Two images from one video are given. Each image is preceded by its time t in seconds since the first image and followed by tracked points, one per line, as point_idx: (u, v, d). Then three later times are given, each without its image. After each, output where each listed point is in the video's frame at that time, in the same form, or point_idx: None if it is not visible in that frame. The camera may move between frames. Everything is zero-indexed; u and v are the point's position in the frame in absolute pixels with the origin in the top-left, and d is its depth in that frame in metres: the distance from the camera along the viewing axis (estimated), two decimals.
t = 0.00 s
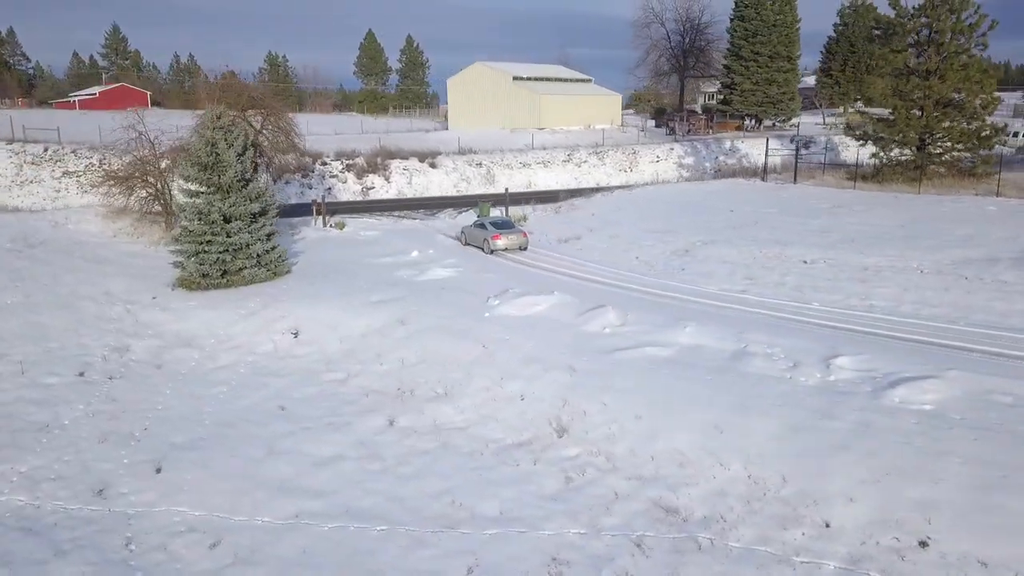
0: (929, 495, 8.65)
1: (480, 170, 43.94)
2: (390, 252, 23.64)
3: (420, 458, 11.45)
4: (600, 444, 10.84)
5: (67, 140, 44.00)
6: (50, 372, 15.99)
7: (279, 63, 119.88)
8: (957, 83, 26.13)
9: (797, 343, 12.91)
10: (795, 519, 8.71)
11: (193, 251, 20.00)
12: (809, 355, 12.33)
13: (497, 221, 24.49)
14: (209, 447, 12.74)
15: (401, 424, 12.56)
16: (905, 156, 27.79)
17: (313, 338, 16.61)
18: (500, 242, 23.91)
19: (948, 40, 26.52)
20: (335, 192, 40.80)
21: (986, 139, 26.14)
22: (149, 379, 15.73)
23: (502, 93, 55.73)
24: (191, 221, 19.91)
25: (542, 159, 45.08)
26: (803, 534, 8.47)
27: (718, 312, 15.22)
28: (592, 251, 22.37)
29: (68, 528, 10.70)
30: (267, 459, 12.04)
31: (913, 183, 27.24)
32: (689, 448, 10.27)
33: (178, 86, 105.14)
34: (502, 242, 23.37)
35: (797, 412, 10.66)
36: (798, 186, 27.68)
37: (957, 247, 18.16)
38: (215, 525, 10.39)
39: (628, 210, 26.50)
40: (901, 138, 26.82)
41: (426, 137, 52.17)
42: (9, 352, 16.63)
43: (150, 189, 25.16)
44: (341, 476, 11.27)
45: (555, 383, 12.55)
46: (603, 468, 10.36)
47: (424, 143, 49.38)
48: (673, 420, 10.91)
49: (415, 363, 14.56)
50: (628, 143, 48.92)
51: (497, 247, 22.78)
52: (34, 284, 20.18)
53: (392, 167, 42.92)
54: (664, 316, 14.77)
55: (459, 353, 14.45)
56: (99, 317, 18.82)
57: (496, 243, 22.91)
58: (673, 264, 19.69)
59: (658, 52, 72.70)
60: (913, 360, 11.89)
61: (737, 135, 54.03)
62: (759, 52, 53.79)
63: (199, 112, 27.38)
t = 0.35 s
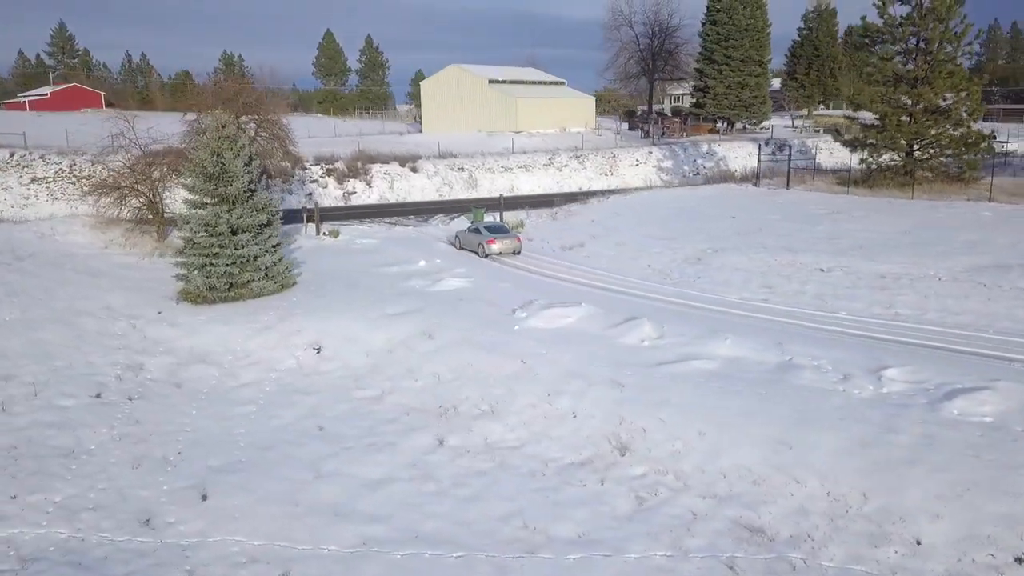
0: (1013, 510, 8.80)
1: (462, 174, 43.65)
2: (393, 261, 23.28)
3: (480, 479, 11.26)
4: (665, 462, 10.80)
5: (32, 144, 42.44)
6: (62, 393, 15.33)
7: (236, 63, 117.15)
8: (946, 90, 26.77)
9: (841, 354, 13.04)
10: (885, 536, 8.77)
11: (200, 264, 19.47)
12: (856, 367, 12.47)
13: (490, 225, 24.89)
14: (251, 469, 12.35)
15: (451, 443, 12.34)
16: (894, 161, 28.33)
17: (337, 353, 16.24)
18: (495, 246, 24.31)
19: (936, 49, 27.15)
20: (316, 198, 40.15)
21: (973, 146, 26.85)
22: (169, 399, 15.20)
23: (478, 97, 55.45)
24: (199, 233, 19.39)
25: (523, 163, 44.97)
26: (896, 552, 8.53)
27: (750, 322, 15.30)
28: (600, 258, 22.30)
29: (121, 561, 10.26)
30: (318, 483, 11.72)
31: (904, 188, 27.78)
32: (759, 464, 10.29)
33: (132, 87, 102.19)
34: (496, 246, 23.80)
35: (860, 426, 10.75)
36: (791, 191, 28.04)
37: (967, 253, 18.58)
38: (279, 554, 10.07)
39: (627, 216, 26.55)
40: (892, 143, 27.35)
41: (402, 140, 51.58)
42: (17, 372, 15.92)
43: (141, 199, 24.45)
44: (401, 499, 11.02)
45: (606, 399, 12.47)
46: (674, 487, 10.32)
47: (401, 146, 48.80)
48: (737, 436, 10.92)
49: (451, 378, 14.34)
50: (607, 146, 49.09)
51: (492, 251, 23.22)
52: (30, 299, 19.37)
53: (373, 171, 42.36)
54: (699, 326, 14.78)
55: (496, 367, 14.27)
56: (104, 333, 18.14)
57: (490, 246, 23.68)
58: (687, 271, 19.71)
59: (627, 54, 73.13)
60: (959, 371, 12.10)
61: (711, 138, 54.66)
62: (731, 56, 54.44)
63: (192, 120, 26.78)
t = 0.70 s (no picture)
0: None
1: (443, 179, 43.35)
2: (398, 272, 23.01)
3: (543, 500, 11.18)
4: (731, 479, 10.86)
5: None
6: (82, 417, 14.80)
7: (191, 63, 114.41)
8: (932, 98, 27.55)
9: (881, 366, 13.29)
10: (968, 551, 8.95)
11: (208, 278, 18.94)
12: (901, 379, 12.71)
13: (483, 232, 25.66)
14: (300, 494, 12.07)
15: (505, 462, 12.23)
16: (882, 167, 28.97)
17: (365, 369, 16.00)
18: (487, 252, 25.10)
19: (923, 59, 27.97)
20: (296, 204, 39.42)
21: (956, 153, 27.76)
22: (196, 421, 14.78)
23: (453, 100, 55.13)
24: (207, 247, 18.87)
25: (504, 167, 44.88)
26: (982, 567, 8.70)
27: (781, 332, 15.48)
28: (608, 267, 22.35)
29: None
30: (374, 506, 11.51)
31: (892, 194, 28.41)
32: (828, 480, 10.42)
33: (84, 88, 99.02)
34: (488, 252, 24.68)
35: (918, 438, 10.96)
36: (783, 197, 28.48)
37: (972, 260, 19.09)
38: None
39: (626, 223, 26.67)
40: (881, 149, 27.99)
41: (377, 144, 50.99)
42: (30, 395, 15.30)
43: (134, 210, 23.78)
44: (466, 523, 10.87)
45: (657, 415, 12.51)
46: (746, 504, 10.37)
47: (379, 151, 48.25)
48: (800, 452, 11.03)
49: (490, 395, 14.20)
50: (585, 151, 49.25)
51: (485, 257, 24.07)
52: (29, 316, 18.65)
53: (353, 177, 41.76)
54: (732, 339, 14.93)
55: (535, 382, 14.18)
56: (113, 352, 17.58)
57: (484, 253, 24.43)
58: (701, 280, 19.87)
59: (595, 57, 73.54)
60: (1000, 382, 12.42)
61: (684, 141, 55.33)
62: (704, 61, 55.21)
63: (184, 128, 26.16)
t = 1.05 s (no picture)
0: None
1: (424, 184, 43.06)
2: (403, 282, 22.78)
3: (605, 519, 11.17)
4: (792, 493, 10.99)
5: None
6: (105, 441, 14.32)
7: (146, 63, 111.48)
8: (917, 106, 28.29)
9: (915, 376, 13.60)
10: None
11: (221, 293, 18.55)
12: (938, 389, 13.03)
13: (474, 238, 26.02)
14: (352, 516, 11.86)
15: (557, 480, 12.20)
16: (868, 173, 29.67)
17: (392, 385, 15.80)
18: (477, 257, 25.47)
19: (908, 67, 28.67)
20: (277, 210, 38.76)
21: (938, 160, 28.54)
22: (225, 443, 14.42)
23: (427, 104, 54.77)
24: (220, 261, 18.47)
25: (484, 172, 44.76)
26: None
27: (808, 342, 15.74)
28: (615, 275, 22.44)
29: None
30: (433, 528, 11.36)
31: (878, 199, 29.10)
32: (889, 494, 10.62)
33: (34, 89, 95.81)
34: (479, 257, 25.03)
35: (970, 450, 11.24)
36: (774, 203, 28.94)
37: (974, 267, 19.65)
38: None
39: (624, 230, 26.82)
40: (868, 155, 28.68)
41: (353, 148, 50.38)
42: (48, 419, 14.78)
43: (128, 221, 23.15)
44: (531, 543, 10.79)
45: (705, 430, 12.61)
46: (811, 518, 10.51)
47: (355, 155, 47.68)
48: (857, 466, 11.23)
49: (529, 409, 14.14)
50: (562, 155, 49.40)
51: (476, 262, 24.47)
52: (31, 334, 17.99)
53: (334, 182, 41.22)
54: (763, 349, 15.12)
55: (574, 397, 14.17)
56: (125, 371, 17.06)
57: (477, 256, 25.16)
58: (713, 289, 20.09)
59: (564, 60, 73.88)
60: None
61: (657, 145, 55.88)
62: (676, 65, 55.86)
63: (174, 135, 25.48)
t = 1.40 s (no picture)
0: None
1: (416, 190, 42.78)
2: (420, 294, 22.63)
3: (677, 537, 11.22)
4: (861, 508, 11.15)
5: None
6: (147, 464, 14.03)
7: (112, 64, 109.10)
8: (915, 115, 28.85)
9: (959, 388, 13.89)
10: None
11: (248, 308, 18.30)
12: (984, 401, 13.31)
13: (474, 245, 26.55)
14: (419, 537, 11.77)
15: (621, 498, 12.22)
16: (866, 179, 30.27)
17: (434, 401, 15.72)
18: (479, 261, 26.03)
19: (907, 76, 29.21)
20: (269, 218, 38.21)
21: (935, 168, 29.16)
22: (271, 464, 14.20)
23: (413, 109, 54.40)
24: (249, 275, 18.20)
25: (476, 177, 44.62)
26: None
27: (845, 352, 15.98)
28: (633, 285, 22.56)
29: None
30: (504, 547, 11.33)
31: (877, 206, 29.64)
32: (958, 508, 10.83)
33: None
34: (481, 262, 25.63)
35: None
36: (776, 211, 29.30)
37: (989, 275, 20.09)
38: None
39: (633, 238, 26.95)
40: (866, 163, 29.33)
41: (339, 153, 49.87)
42: (84, 442, 14.41)
43: (137, 233, 22.61)
44: (608, 563, 10.78)
45: (763, 445, 12.73)
46: (884, 534, 10.67)
47: (342, 161, 47.17)
48: (921, 479, 11.42)
49: (579, 426, 14.15)
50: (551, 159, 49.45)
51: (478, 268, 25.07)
52: (51, 351, 17.51)
53: (326, 189, 40.72)
54: (804, 361, 15.32)
55: (623, 413, 14.22)
56: (153, 389, 16.70)
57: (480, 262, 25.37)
58: (736, 299, 20.28)
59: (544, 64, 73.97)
60: None
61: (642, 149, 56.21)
62: (660, 69, 56.29)
63: (178, 142, 24.92)
